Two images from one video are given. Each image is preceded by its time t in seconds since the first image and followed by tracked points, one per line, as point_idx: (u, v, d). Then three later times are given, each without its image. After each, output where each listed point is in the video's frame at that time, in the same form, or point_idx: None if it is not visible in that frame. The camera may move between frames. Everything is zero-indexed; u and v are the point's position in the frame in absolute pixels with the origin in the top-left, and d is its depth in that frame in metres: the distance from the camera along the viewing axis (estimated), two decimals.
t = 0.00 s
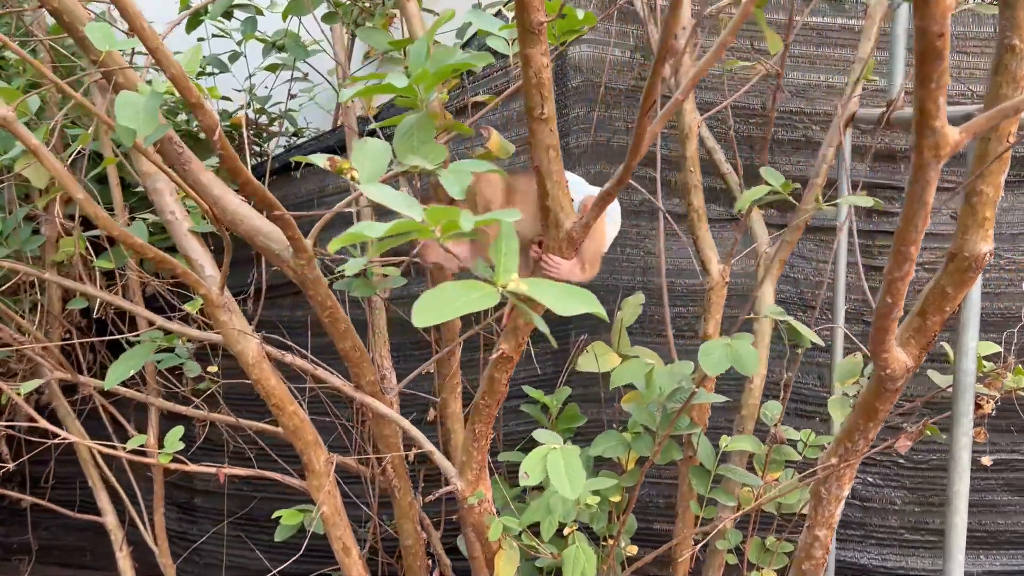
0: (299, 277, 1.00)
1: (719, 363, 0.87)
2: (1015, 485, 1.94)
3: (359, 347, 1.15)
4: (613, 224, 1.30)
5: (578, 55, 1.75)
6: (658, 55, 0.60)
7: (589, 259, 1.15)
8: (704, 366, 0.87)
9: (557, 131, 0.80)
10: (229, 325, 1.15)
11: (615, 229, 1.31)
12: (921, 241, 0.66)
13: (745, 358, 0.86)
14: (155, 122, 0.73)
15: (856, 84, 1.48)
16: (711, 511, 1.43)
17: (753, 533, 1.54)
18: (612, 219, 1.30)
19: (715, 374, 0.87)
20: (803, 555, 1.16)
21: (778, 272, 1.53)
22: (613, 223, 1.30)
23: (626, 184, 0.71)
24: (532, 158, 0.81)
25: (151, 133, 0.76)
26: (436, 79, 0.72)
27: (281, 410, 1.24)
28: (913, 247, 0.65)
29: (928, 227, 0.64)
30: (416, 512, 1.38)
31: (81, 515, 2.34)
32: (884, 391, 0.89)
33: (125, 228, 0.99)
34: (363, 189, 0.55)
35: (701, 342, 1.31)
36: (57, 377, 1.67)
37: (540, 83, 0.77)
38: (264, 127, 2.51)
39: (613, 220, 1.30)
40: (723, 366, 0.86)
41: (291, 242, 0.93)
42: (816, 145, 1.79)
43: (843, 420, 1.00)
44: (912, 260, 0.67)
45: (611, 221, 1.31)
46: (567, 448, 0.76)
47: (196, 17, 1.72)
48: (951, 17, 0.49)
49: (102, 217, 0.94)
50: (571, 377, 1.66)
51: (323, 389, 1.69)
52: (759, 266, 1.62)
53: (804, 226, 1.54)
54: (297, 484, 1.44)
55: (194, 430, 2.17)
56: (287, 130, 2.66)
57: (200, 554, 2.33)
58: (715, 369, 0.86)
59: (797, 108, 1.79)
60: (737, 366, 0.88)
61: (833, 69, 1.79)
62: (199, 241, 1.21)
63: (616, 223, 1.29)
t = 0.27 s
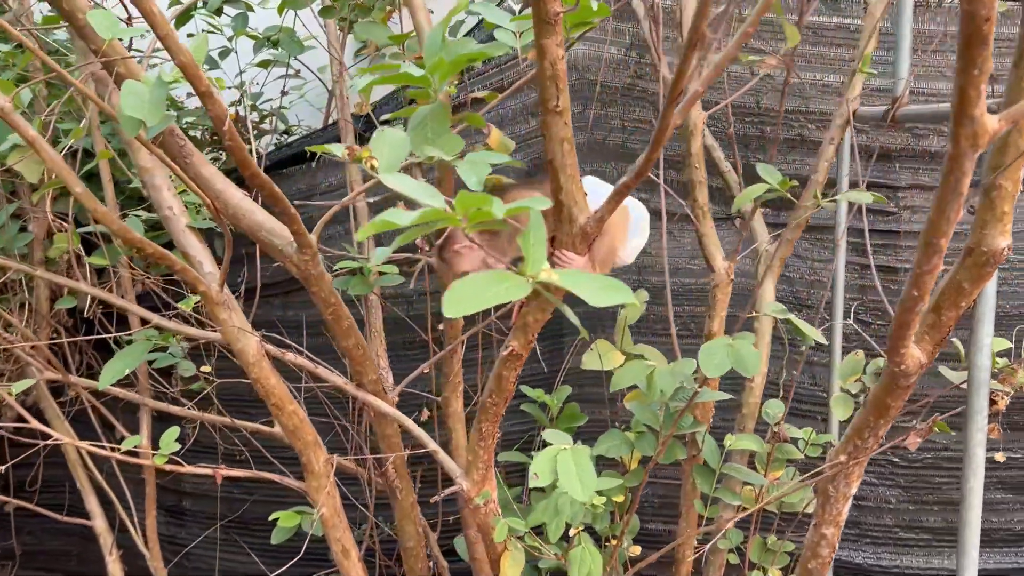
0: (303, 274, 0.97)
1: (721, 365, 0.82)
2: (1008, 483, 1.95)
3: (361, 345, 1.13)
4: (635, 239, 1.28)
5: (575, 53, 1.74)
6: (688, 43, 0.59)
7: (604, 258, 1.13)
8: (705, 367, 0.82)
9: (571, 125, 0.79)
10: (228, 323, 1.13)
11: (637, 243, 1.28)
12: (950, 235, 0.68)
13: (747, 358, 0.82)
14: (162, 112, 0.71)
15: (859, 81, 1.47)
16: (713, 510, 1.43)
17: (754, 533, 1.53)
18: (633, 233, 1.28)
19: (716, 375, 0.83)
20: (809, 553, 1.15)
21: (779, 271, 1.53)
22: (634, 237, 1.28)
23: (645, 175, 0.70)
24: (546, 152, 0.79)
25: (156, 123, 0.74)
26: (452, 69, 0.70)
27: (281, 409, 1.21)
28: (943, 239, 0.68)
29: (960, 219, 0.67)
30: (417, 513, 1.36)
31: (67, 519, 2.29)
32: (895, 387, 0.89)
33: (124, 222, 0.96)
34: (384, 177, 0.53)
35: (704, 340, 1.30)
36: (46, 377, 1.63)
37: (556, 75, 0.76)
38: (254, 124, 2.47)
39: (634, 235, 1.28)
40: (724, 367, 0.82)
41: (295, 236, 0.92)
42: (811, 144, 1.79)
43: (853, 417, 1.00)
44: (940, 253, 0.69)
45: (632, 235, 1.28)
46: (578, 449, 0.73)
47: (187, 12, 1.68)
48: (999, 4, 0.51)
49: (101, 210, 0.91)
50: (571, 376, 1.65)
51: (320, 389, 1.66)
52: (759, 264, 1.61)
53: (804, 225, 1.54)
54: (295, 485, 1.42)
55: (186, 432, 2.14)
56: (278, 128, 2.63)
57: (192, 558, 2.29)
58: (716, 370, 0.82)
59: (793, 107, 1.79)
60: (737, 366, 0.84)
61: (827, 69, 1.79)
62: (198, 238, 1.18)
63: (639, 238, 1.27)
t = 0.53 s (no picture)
0: (297, 279, 0.94)
1: (743, 368, 0.85)
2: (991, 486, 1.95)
3: (355, 352, 1.09)
4: (644, 250, 1.18)
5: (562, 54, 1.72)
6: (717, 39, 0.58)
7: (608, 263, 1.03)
8: (728, 369, 0.85)
9: (581, 124, 0.77)
10: (215, 330, 1.08)
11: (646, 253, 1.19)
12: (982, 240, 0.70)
13: (769, 360, 0.84)
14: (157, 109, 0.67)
15: (851, 86, 1.47)
16: (709, 517, 1.41)
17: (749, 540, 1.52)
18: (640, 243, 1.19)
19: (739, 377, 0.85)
20: (810, 561, 1.14)
21: (772, 275, 1.52)
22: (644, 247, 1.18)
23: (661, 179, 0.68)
24: (555, 152, 0.77)
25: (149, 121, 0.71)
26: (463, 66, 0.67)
27: (269, 419, 1.17)
28: (975, 244, 0.70)
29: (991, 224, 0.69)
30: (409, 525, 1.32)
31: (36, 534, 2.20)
32: (903, 394, 0.88)
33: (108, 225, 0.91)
34: (399, 179, 0.51)
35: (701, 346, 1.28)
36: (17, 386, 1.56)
37: (566, 74, 0.74)
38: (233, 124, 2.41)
39: (641, 245, 1.18)
40: (748, 369, 0.84)
41: (289, 239, 0.88)
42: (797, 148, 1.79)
43: (858, 423, 0.99)
44: (971, 258, 0.71)
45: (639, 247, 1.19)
46: (593, 457, 0.72)
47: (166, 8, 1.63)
48: None
49: (84, 212, 0.87)
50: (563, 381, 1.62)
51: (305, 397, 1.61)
52: (751, 269, 1.61)
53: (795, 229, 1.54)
54: (282, 497, 1.37)
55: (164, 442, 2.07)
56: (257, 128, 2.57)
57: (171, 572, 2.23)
58: (738, 372, 0.84)
59: (778, 110, 1.79)
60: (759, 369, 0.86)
61: (811, 72, 1.80)
62: (184, 242, 1.14)
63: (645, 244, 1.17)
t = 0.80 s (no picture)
0: (310, 285, 0.91)
1: (760, 380, 0.80)
2: (989, 487, 1.94)
3: (366, 358, 1.07)
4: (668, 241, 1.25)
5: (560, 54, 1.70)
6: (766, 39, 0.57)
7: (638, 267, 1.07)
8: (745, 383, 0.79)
9: (607, 126, 0.75)
10: (222, 336, 1.06)
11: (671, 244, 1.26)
12: None
13: (788, 372, 0.80)
14: (174, 108, 0.65)
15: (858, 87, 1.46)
16: (718, 522, 1.40)
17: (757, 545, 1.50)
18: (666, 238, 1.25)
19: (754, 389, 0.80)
20: (824, 567, 1.13)
21: (778, 278, 1.52)
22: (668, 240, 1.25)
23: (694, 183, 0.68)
24: (580, 155, 0.76)
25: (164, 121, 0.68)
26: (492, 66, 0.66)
27: (275, 427, 1.14)
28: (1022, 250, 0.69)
29: None
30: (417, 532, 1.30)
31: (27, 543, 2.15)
32: (925, 399, 0.86)
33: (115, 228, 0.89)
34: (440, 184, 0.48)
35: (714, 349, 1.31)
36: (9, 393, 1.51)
37: (594, 75, 0.73)
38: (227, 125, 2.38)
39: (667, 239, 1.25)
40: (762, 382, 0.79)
41: (302, 243, 0.86)
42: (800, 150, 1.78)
43: (877, 429, 0.97)
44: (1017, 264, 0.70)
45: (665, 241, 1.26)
46: (619, 469, 0.69)
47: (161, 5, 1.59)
48: None
49: (91, 215, 0.84)
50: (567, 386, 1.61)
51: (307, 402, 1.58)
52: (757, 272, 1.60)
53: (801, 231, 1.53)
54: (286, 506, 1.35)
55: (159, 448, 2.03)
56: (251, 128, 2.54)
57: None
58: (756, 386, 0.79)
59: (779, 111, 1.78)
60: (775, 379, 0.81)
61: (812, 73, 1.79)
62: (189, 246, 1.11)
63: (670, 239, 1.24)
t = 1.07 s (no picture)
0: (323, 277, 0.90)
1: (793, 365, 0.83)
2: (986, 482, 1.92)
3: (378, 352, 1.06)
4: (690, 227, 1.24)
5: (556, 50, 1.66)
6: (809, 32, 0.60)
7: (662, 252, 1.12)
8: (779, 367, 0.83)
9: (632, 114, 0.74)
10: (230, 330, 1.03)
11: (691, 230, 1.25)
12: None
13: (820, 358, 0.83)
14: (194, 95, 0.63)
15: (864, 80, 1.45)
16: (727, 518, 1.39)
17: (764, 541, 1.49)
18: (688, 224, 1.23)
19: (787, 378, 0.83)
20: (836, 562, 1.12)
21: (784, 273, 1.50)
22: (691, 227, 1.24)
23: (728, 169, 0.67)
24: (605, 142, 0.74)
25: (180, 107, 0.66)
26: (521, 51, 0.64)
27: (283, 423, 1.12)
28: None
29: None
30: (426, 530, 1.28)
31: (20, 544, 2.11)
32: (945, 391, 0.85)
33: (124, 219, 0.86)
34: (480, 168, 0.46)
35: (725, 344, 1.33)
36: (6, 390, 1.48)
37: (620, 61, 0.71)
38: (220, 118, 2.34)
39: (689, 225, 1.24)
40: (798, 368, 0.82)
41: (317, 235, 0.84)
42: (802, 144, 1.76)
43: (895, 422, 0.96)
44: None
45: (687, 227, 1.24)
46: (651, 459, 0.70)
47: None
48: None
49: (100, 205, 0.82)
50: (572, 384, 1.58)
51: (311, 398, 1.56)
52: (762, 266, 1.59)
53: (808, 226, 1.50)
54: (293, 503, 1.33)
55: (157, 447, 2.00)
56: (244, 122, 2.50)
57: None
58: (790, 371, 0.82)
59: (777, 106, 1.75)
60: (807, 365, 0.85)
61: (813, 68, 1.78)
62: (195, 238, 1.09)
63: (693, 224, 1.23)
